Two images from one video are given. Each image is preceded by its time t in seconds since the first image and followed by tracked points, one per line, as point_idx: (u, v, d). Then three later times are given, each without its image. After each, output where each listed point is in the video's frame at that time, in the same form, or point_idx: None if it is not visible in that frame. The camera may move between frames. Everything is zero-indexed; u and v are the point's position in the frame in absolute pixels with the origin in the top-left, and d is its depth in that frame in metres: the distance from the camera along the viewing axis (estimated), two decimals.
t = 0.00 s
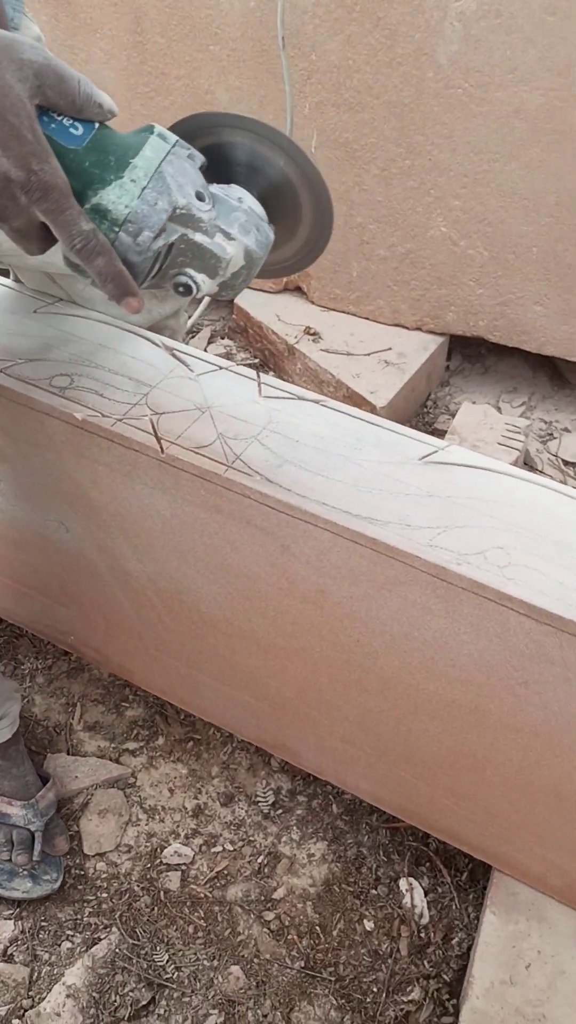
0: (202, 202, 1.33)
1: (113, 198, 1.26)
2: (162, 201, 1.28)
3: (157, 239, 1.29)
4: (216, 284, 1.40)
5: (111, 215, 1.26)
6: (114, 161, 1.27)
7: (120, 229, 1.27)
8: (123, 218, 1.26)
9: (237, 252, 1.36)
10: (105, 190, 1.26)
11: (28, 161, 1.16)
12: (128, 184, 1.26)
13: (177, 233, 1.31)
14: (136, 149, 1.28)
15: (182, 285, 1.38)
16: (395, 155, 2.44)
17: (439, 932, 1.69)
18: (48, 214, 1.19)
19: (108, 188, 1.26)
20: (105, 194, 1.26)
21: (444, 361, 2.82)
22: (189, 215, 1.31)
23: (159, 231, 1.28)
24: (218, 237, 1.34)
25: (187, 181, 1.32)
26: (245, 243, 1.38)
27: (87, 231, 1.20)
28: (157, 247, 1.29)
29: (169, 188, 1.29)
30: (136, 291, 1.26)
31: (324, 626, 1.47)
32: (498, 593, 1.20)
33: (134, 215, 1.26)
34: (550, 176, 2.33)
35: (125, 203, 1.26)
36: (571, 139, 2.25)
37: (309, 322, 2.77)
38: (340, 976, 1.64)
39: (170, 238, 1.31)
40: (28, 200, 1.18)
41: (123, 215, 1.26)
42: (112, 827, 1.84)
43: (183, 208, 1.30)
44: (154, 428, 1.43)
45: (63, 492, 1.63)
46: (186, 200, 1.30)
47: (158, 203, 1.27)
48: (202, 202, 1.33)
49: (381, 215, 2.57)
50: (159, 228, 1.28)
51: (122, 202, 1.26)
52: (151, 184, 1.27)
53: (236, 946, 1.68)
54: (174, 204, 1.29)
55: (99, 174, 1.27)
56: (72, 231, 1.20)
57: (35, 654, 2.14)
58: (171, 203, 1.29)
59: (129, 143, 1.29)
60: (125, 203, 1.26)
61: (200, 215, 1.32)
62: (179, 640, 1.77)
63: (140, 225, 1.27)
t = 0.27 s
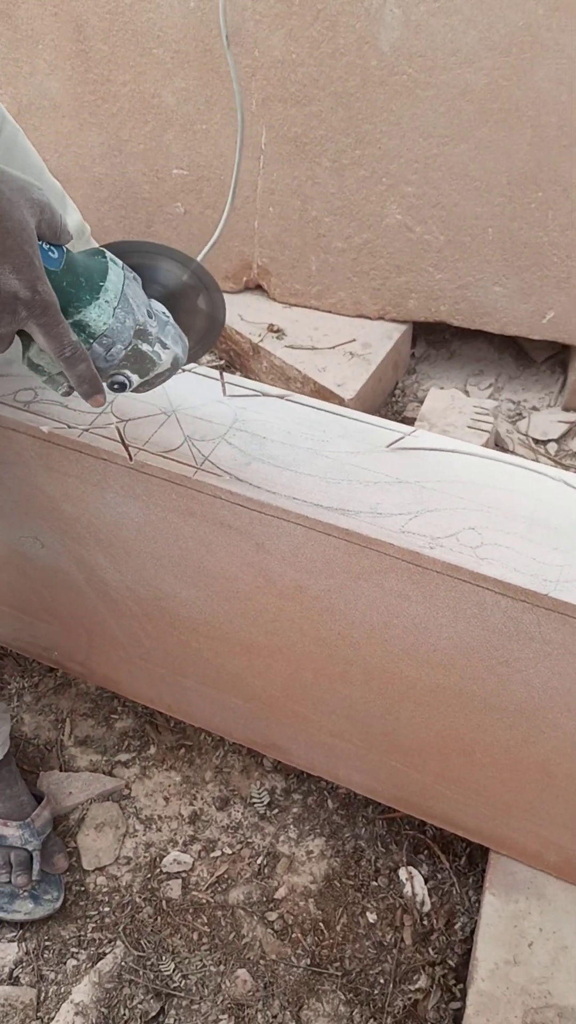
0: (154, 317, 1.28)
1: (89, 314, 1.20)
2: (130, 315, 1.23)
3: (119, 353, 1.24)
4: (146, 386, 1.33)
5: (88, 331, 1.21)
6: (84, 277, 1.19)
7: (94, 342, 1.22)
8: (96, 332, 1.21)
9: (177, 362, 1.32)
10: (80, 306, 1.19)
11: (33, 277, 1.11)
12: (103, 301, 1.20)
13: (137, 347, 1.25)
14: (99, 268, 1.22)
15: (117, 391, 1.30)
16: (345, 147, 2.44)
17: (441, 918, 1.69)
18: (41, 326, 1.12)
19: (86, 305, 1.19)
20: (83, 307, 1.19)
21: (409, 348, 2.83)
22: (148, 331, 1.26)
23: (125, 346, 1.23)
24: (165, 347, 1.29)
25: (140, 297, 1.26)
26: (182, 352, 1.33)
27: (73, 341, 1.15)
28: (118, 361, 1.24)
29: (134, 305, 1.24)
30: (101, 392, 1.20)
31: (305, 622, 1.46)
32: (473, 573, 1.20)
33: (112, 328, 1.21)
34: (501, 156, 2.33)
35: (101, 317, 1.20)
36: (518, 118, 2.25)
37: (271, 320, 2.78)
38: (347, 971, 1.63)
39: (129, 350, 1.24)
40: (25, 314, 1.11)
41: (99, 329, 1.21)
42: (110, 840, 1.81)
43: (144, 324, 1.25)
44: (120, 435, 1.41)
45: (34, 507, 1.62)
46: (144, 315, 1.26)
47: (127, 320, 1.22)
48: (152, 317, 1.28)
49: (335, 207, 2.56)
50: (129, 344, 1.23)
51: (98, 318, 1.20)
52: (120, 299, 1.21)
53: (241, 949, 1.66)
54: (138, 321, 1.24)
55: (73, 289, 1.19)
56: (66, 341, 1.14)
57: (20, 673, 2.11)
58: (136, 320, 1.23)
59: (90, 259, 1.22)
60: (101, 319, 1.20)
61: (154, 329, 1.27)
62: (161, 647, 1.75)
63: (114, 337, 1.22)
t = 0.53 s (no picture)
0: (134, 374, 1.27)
1: (92, 364, 1.17)
2: (122, 369, 1.22)
3: (112, 404, 1.22)
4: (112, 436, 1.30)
5: (88, 379, 1.17)
6: (86, 329, 1.18)
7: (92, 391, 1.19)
8: (97, 382, 1.18)
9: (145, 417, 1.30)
10: (84, 356, 1.17)
11: (60, 321, 1.07)
12: (105, 352, 1.18)
13: (124, 401, 1.23)
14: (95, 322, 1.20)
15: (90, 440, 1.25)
16: (336, 144, 2.43)
17: (436, 917, 1.69)
18: (59, 374, 1.09)
19: (90, 357, 1.17)
20: (90, 358, 1.17)
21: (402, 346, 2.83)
22: (132, 385, 1.25)
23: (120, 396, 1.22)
24: (141, 401, 1.28)
25: (123, 353, 1.25)
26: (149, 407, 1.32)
27: (84, 389, 1.12)
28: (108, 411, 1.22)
29: (124, 360, 1.23)
30: (95, 437, 1.19)
31: (296, 621, 1.46)
32: (465, 572, 1.20)
33: (111, 380, 1.20)
34: (493, 153, 2.33)
35: (103, 369, 1.18)
36: (509, 114, 2.25)
37: (262, 318, 2.78)
38: (341, 970, 1.63)
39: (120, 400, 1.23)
40: (45, 360, 1.07)
41: (100, 380, 1.18)
42: (103, 841, 1.81)
43: (130, 379, 1.24)
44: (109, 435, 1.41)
45: (24, 509, 1.61)
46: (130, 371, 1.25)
47: (121, 373, 1.21)
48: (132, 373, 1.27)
49: (326, 205, 2.56)
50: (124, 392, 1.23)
51: (100, 369, 1.18)
52: (114, 353, 1.21)
53: (235, 950, 1.66)
54: (127, 376, 1.23)
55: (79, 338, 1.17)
56: (78, 389, 1.12)
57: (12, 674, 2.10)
58: (126, 375, 1.23)
59: (83, 311, 1.20)
60: (102, 370, 1.18)
61: (136, 384, 1.26)
62: (153, 647, 1.74)
63: (112, 388, 1.20)
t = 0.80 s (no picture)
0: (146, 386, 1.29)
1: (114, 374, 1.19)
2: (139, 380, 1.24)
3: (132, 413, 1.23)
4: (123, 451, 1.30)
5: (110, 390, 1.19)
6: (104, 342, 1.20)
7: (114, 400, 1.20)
8: (118, 391, 1.20)
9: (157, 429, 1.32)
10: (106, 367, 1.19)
11: (88, 334, 1.11)
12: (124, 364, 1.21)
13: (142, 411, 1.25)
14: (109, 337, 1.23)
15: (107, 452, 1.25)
16: (311, 123, 2.41)
17: (446, 892, 1.70)
18: (88, 383, 1.12)
19: (110, 369, 1.19)
20: (111, 369, 1.18)
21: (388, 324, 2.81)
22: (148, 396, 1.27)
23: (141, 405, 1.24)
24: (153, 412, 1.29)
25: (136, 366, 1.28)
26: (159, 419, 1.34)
27: (112, 398, 1.16)
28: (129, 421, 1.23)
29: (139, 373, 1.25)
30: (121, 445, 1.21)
31: (289, 606, 1.46)
32: (453, 549, 1.20)
33: (131, 390, 1.22)
34: (467, 124, 2.32)
35: (124, 379, 1.20)
36: (482, 83, 2.24)
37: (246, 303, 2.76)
38: (354, 950, 1.64)
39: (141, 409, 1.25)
40: (76, 372, 1.11)
41: (121, 389, 1.20)
42: (112, 833, 1.82)
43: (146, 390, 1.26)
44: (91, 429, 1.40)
45: (13, 508, 1.60)
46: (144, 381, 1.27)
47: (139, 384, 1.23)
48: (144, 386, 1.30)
49: (304, 185, 2.54)
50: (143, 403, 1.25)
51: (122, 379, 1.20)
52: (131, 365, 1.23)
53: (248, 935, 1.67)
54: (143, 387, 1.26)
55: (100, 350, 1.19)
56: (107, 398, 1.15)
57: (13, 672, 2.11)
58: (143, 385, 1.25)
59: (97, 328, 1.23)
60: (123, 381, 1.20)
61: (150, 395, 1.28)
62: (150, 640, 1.75)
63: (133, 399, 1.22)
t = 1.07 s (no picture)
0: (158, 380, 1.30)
1: (130, 365, 1.20)
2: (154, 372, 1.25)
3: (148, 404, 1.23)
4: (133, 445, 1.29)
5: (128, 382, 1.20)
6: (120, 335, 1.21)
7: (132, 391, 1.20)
8: (136, 382, 1.20)
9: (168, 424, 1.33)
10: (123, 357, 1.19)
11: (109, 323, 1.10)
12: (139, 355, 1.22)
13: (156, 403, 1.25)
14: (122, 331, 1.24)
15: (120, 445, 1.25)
16: (311, 105, 2.39)
17: (454, 872, 1.71)
18: (109, 374, 1.12)
19: (128, 360, 1.20)
20: (128, 360, 1.19)
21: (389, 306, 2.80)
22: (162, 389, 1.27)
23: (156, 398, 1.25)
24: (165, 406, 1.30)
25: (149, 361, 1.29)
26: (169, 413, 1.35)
27: (130, 389, 1.15)
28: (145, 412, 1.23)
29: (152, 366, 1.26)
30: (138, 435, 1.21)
31: (296, 588, 1.46)
32: (460, 530, 1.20)
33: (147, 381, 1.22)
34: (468, 104, 2.30)
35: (141, 370, 1.21)
36: (483, 62, 2.22)
37: (247, 286, 2.75)
38: (363, 930, 1.65)
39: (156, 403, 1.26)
40: (98, 362, 1.10)
41: (139, 380, 1.21)
42: (121, 817, 1.83)
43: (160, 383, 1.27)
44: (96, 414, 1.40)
45: (19, 493, 1.61)
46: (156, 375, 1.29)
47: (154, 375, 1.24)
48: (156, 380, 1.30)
49: (304, 167, 2.52)
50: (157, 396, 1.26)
51: (138, 369, 1.20)
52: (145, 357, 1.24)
53: (258, 916, 1.68)
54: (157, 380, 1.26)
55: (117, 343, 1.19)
56: (127, 389, 1.14)
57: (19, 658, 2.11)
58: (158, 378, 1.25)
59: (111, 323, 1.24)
60: (140, 372, 1.21)
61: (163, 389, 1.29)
62: (157, 624, 1.75)
63: (150, 390, 1.22)
